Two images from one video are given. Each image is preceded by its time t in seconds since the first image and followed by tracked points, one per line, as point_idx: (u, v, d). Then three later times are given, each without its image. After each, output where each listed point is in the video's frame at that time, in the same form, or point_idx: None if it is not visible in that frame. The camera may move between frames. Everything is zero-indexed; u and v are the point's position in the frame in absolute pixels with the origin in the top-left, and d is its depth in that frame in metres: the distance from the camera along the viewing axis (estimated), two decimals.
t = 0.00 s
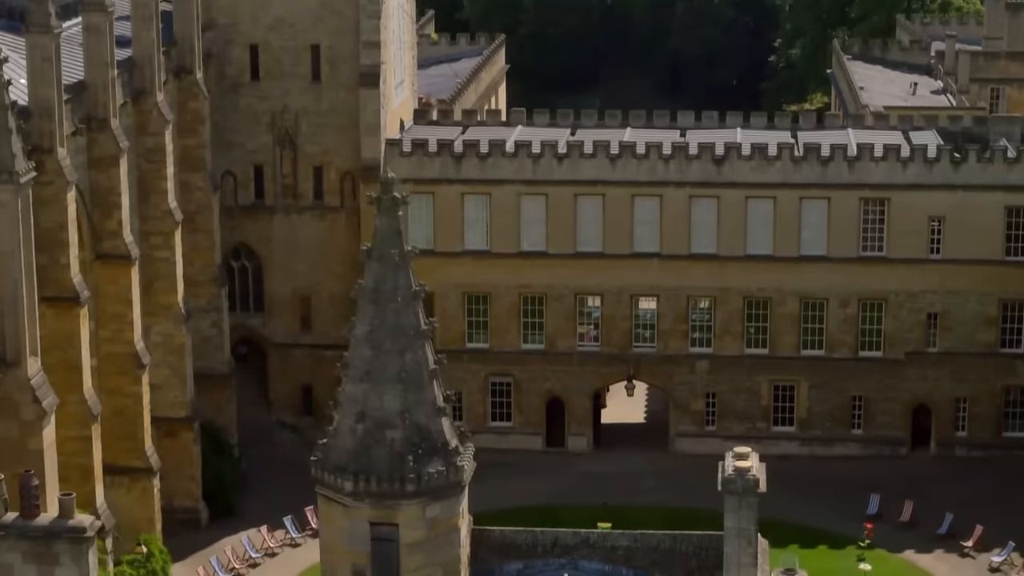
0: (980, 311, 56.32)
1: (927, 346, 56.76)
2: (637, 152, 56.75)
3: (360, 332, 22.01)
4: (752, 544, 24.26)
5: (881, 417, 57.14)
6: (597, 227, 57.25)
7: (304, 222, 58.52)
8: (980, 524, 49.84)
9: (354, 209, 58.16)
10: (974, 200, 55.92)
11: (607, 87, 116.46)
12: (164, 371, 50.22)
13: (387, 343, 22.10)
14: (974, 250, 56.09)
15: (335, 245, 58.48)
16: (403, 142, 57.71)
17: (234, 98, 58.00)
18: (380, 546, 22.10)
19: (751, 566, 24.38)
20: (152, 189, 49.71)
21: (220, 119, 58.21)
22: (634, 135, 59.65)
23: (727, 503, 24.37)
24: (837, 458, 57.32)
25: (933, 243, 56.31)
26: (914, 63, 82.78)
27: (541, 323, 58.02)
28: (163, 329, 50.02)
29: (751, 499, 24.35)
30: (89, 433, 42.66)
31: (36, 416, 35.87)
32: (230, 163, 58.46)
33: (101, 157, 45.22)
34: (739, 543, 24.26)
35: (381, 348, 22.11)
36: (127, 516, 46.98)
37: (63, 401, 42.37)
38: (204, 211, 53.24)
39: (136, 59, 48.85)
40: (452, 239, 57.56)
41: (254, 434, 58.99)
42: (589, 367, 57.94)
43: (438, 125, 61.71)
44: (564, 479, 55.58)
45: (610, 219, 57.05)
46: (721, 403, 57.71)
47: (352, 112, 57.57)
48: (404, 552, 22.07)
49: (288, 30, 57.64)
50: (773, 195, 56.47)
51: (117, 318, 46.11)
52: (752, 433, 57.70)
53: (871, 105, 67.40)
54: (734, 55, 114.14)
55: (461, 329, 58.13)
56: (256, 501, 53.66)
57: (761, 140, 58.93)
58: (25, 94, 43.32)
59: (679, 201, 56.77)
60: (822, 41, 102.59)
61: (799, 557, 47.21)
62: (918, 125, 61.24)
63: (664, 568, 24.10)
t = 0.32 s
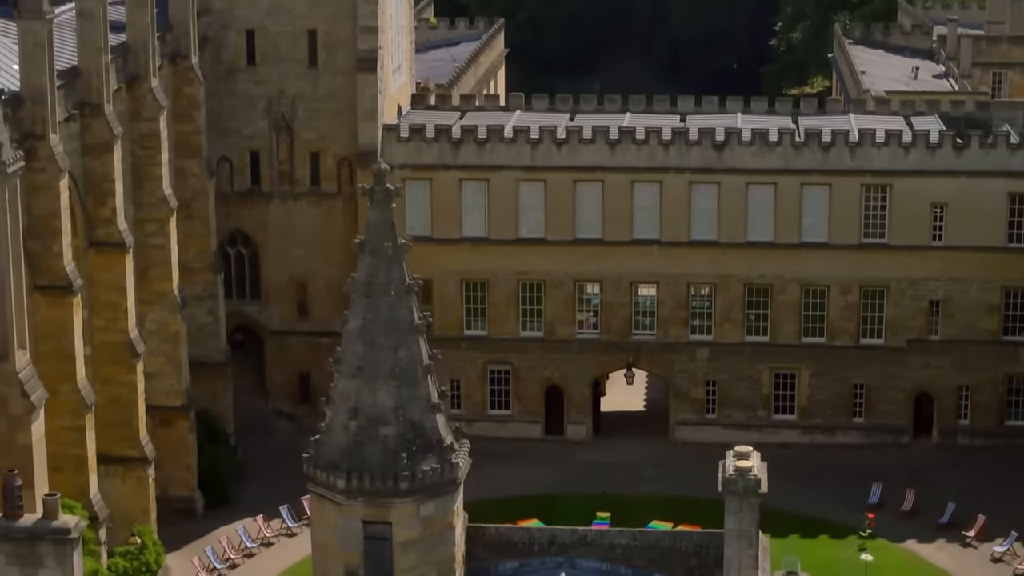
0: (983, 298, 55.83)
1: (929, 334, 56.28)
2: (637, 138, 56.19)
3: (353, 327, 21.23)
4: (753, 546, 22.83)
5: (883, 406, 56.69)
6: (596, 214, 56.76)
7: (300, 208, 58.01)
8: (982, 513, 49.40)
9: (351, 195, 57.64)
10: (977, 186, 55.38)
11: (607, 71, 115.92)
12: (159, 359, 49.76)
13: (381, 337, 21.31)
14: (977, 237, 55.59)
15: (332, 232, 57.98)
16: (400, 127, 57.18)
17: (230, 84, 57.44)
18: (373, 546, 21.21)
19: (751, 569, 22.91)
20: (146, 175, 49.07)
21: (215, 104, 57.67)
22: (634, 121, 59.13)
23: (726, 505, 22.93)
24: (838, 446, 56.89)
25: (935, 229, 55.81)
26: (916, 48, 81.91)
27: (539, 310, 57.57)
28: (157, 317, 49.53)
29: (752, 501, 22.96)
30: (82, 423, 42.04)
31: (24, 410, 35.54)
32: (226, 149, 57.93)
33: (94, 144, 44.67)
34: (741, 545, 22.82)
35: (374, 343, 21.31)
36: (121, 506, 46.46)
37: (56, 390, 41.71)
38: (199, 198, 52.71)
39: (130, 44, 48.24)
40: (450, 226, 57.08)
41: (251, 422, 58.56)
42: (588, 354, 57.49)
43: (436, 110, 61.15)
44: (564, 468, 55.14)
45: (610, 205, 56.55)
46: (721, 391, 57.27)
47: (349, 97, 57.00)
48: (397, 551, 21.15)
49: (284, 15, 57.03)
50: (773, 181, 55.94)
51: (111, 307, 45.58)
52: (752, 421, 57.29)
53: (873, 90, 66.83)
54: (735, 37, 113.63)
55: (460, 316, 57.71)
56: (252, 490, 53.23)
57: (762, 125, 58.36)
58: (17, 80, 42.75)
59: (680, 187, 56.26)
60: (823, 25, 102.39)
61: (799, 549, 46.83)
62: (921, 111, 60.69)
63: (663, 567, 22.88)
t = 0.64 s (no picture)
0: (985, 286, 55.35)
1: (931, 321, 55.81)
2: (636, 124, 55.66)
3: (344, 323, 20.75)
4: (752, 549, 22.23)
5: (884, 394, 56.23)
6: (595, 200, 56.27)
7: (296, 194, 57.47)
8: (985, 503, 48.93)
9: (347, 182, 57.12)
10: (980, 173, 54.85)
11: (607, 55, 114.99)
12: (153, 348, 49.31)
13: (372, 333, 20.83)
14: (979, 224, 55.10)
15: (328, 218, 57.46)
16: (397, 113, 56.64)
17: (225, 69, 56.86)
18: (365, 546, 20.77)
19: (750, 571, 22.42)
20: (140, 162, 48.52)
21: (210, 90, 57.11)
22: (633, 106, 58.60)
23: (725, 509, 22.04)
24: (839, 435, 56.44)
25: (937, 216, 55.32)
26: (918, 32, 81.15)
27: (538, 297, 57.11)
28: (151, 305, 49.05)
29: (752, 503, 22.04)
30: (74, 413, 41.53)
31: (11, 405, 34.94)
32: (222, 135, 57.41)
33: (87, 131, 44.10)
34: (740, 548, 22.25)
35: (366, 339, 20.82)
36: (115, 496, 46.10)
37: (48, 380, 41.30)
38: (194, 184, 52.21)
39: (123, 29, 47.63)
40: (447, 212, 56.64)
41: (247, 410, 58.13)
42: (587, 342, 57.00)
43: (433, 96, 60.61)
44: (563, 456, 54.70)
45: (609, 192, 56.05)
46: (721, 379, 56.80)
47: (345, 82, 56.44)
48: (390, 551, 20.71)
49: None
50: (774, 167, 55.43)
51: (104, 295, 45.12)
52: (753, 410, 56.83)
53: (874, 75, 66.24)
54: (736, 19, 113.30)
55: (457, 304, 57.24)
56: (248, 479, 52.80)
57: (762, 111, 57.83)
58: (7, 66, 42.15)
59: (679, 173, 55.75)
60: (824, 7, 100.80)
61: (801, 540, 46.37)
62: (922, 96, 60.14)
63: (661, 568, 22.46)
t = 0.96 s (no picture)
0: (987, 272, 54.83)
1: (933, 309, 55.32)
2: (635, 109, 55.10)
3: (333, 320, 20.24)
4: (753, 555, 21.74)
5: (885, 381, 55.75)
6: (594, 186, 55.76)
7: (293, 180, 56.90)
8: (988, 493, 48.46)
9: (344, 167, 56.55)
10: (982, 159, 54.32)
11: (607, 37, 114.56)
12: (148, 336, 48.79)
13: (362, 331, 20.30)
14: (981, 210, 54.59)
15: (325, 204, 56.90)
16: (394, 98, 56.07)
17: (220, 53, 56.29)
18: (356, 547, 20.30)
19: (751, 574, 22.01)
20: (134, 148, 47.92)
21: (205, 75, 56.53)
22: (632, 91, 58.04)
23: (723, 514, 21.55)
24: (840, 423, 55.99)
25: (939, 202, 54.80)
26: (920, 15, 80.46)
27: (536, 284, 56.64)
28: (145, 292, 48.52)
29: (751, 508, 21.54)
30: (66, 403, 41.04)
31: None
32: (217, 120, 56.84)
33: (79, 117, 43.47)
34: (739, 553, 21.79)
35: (356, 336, 20.30)
36: (108, 486, 45.62)
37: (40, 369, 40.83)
38: (189, 170, 51.62)
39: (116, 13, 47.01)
40: (444, 197, 56.16)
41: (243, 397, 57.69)
42: (586, 329, 56.52)
43: (430, 80, 60.05)
44: (561, 445, 54.25)
45: (607, 178, 55.53)
46: (721, 366, 56.31)
47: (341, 67, 55.82)
48: (380, 553, 20.24)
49: None
50: (774, 153, 54.90)
51: (97, 283, 44.63)
52: (753, 397, 56.35)
53: (876, 59, 65.70)
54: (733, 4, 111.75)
55: (455, 290, 56.76)
56: (242, 468, 52.35)
57: (763, 96, 57.28)
58: None
59: (679, 158, 55.21)
60: None
61: (801, 530, 45.93)
62: (924, 81, 59.60)
63: (658, 568, 22.28)
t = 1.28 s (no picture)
0: (990, 258, 54.33)
1: (936, 295, 54.85)
2: (634, 93, 54.52)
3: (324, 317, 19.73)
4: (753, 562, 20.73)
5: (888, 367, 55.29)
6: (593, 170, 55.23)
7: (289, 164, 56.33)
8: (991, 481, 48.01)
9: (341, 152, 55.96)
10: (986, 143, 53.75)
11: (608, 17, 114.07)
12: (142, 323, 48.29)
13: (354, 328, 19.79)
14: (985, 196, 54.05)
15: (322, 189, 56.34)
16: (392, 82, 55.51)
17: (216, 37, 55.71)
18: (347, 549, 19.83)
19: None
20: (128, 133, 47.35)
21: (201, 58, 55.96)
22: (632, 75, 57.47)
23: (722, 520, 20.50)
24: (841, 409, 55.54)
25: (942, 186, 54.24)
26: None
27: (535, 270, 56.14)
28: (140, 278, 48.01)
29: (752, 514, 20.46)
30: (59, 392, 40.57)
31: None
32: (212, 103, 56.27)
33: (71, 102, 42.86)
34: (739, 560, 20.73)
35: (347, 334, 19.79)
36: (102, 474, 45.24)
37: (32, 357, 40.35)
38: (184, 154, 51.03)
39: None
40: (442, 181, 55.63)
41: (239, 383, 57.27)
42: (586, 315, 56.05)
43: (428, 63, 59.49)
44: (560, 431, 53.82)
45: (607, 162, 54.99)
46: (722, 352, 55.88)
47: (338, 51, 55.20)
48: (373, 555, 19.77)
49: None
50: (775, 137, 54.34)
51: (91, 270, 44.07)
52: (754, 383, 55.92)
53: (878, 41, 65.17)
54: None
55: (453, 276, 56.30)
56: (238, 455, 51.92)
57: (764, 79, 56.72)
58: None
59: (679, 142, 54.65)
60: None
61: (803, 519, 45.55)
62: (927, 64, 59.06)
63: (658, 571, 21.64)
